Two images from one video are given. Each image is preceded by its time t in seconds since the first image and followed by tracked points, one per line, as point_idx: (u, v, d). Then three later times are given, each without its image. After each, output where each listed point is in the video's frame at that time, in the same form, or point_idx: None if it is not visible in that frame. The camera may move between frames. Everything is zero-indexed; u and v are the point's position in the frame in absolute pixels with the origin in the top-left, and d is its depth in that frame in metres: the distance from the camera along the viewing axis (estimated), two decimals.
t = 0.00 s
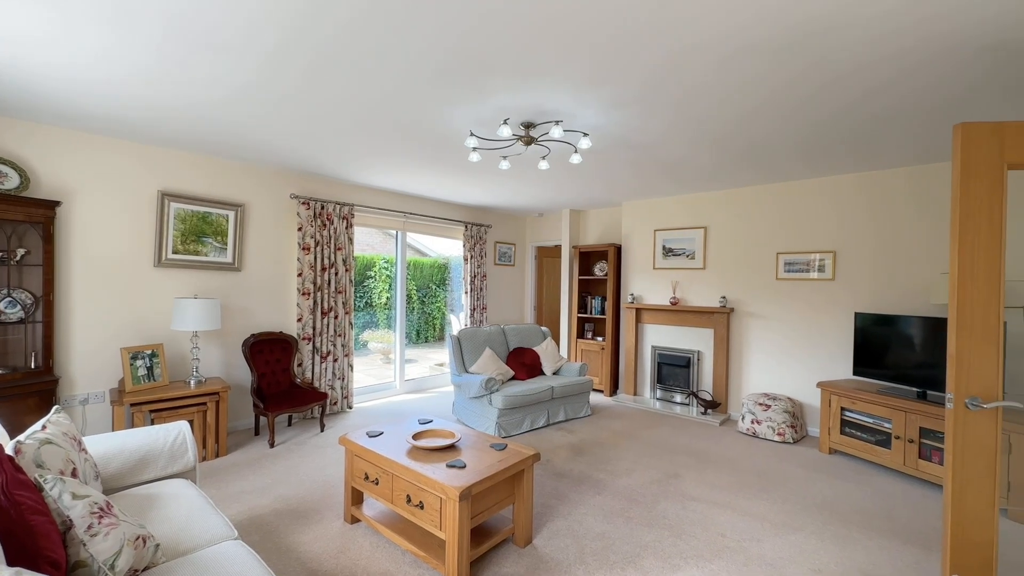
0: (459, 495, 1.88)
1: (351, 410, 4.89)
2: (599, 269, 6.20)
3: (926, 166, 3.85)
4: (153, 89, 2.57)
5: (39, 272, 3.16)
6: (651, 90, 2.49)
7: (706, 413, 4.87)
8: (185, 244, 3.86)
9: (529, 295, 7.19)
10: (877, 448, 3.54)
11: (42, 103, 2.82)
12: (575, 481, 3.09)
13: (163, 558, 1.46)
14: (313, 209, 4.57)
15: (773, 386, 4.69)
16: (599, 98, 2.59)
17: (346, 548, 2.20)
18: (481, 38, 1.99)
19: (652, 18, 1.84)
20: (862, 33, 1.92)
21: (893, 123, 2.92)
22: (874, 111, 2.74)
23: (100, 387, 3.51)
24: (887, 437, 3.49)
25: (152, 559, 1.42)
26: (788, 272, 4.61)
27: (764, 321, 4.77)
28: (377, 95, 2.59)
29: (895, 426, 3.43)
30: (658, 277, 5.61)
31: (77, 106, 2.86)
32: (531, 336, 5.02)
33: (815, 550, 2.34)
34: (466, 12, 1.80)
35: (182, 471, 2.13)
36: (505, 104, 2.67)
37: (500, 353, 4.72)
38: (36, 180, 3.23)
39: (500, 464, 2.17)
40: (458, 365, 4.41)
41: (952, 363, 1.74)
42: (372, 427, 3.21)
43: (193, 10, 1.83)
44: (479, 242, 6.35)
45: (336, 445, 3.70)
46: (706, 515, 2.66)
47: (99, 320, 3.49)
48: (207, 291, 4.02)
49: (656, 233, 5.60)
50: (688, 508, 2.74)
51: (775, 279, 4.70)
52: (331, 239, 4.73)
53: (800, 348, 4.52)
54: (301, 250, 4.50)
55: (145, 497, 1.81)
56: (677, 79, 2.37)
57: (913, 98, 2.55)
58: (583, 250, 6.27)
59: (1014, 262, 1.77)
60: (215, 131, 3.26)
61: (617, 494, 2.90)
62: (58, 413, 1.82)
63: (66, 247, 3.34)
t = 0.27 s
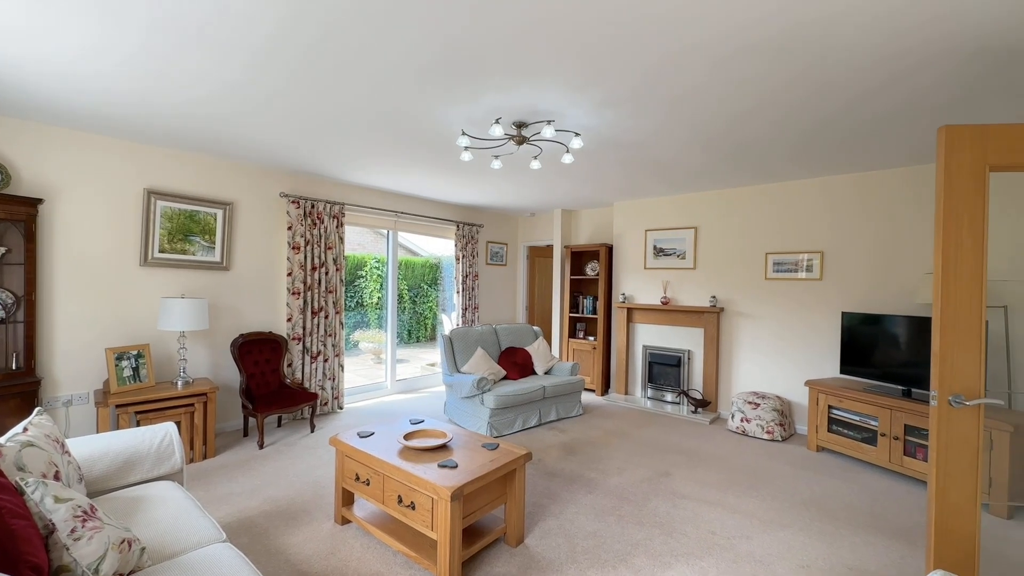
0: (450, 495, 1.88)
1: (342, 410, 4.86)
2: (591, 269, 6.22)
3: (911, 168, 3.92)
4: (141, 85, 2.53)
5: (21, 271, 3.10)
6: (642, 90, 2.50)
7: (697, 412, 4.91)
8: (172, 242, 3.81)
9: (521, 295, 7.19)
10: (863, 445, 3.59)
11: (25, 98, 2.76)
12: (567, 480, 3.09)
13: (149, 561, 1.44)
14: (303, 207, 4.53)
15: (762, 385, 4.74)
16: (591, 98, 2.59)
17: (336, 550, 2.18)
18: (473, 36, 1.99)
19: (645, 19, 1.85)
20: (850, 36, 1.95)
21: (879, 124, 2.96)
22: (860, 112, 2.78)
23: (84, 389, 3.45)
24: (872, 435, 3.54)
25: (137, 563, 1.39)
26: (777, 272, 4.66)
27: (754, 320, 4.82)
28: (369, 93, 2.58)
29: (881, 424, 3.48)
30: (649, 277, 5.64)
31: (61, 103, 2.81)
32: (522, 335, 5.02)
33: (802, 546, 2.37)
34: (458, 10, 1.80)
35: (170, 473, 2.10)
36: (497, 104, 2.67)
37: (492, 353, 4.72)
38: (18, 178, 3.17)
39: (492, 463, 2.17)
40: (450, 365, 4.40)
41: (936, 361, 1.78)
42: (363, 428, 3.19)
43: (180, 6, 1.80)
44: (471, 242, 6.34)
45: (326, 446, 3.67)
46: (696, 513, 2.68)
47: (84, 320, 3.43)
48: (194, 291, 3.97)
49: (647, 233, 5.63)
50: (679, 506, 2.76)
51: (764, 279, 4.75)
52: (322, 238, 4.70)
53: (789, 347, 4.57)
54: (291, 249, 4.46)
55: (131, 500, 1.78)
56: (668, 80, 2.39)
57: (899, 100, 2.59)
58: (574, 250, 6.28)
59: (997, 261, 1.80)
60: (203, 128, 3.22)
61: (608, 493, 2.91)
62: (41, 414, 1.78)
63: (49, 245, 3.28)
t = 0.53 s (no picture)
0: (445, 495, 1.87)
1: (335, 410, 4.83)
2: (586, 269, 6.23)
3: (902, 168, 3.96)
4: (130, 82, 2.50)
5: (9, 270, 3.05)
6: (637, 90, 2.51)
7: (690, 411, 4.93)
8: (163, 242, 3.77)
9: (515, 295, 7.19)
10: (855, 443, 3.62)
11: (13, 96, 2.73)
12: (561, 479, 3.10)
13: (140, 564, 1.42)
14: (296, 207, 4.50)
15: (755, 384, 4.77)
16: (586, 97, 2.59)
17: (330, 551, 2.17)
18: (468, 35, 1.98)
19: (640, 18, 1.85)
20: (842, 36, 1.97)
21: (872, 124, 2.98)
22: (852, 113, 2.80)
23: (73, 390, 3.41)
24: (864, 432, 3.57)
25: (127, 566, 1.38)
26: (770, 272, 4.69)
27: (747, 319, 4.85)
28: (363, 91, 2.57)
29: (872, 422, 3.51)
30: (643, 277, 5.66)
31: (50, 100, 2.78)
32: (517, 335, 5.02)
33: (794, 543, 2.39)
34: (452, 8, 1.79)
35: (161, 475, 2.08)
36: (491, 102, 2.66)
37: (486, 352, 4.71)
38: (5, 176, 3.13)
39: (487, 463, 2.17)
40: (444, 365, 4.39)
41: (926, 359, 1.79)
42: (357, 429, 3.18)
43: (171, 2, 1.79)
44: (465, 241, 6.33)
45: (320, 447, 3.65)
46: (690, 511, 2.69)
47: (73, 320, 3.39)
48: (185, 290, 3.93)
49: (642, 232, 5.65)
50: (673, 504, 2.77)
51: (757, 278, 4.78)
52: (315, 237, 4.67)
53: (781, 346, 4.60)
54: (284, 248, 4.43)
55: (122, 502, 1.76)
56: (662, 80, 2.40)
57: (890, 100, 2.62)
58: (569, 249, 6.29)
59: (985, 261, 1.82)
60: (195, 126, 3.20)
61: (603, 492, 2.91)
62: (29, 416, 1.76)
63: (38, 244, 3.24)
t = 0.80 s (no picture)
0: (442, 496, 1.87)
1: (332, 410, 4.82)
2: (583, 268, 6.23)
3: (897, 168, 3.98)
4: (124, 80, 2.49)
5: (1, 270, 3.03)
6: (634, 89, 2.50)
7: (688, 411, 4.94)
8: (157, 241, 3.75)
9: (512, 294, 7.18)
10: (851, 442, 3.63)
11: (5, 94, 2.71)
12: (559, 479, 3.09)
13: (133, 567, 1.42)
14: (292, 206, 4.48)
15: (752, 383, 4.78)
16: (583, 96, 2.58)
17: (326, 552, 2.17)
18: (465, 33, 1.97)
19: (637, 17, 1.85)
20: (838, 36, 1.97)
21: (868, 124, 2.99)
22: (849, 113, 2.81)
23: (66, 390, 3.38)
24: (860, 432, 3.59)
25: (119, 569, 1.37)
26: (767, 271, 4.70)
27: (744, 319, 4.86)
28: (360, 90, 2.56)
29: (868, 421, 3.53)
30: (641, 276, 5.66)
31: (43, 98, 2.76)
32: (514, 334, 5.01)
33: (791, 543, 2.40)
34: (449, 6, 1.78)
35: (155, 476, 2.07)
36: (488, 102, 2.65)
37: (483, 352, 4.70)
38: None
39: (484, 464, 2.16)
40: (442, 365, 4.38)
41: (924, 358, 1.80)
42: (353, 428, 3.16)
43: None
44: (463, 241, 6.32)
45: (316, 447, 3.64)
46: (687, 511, 2.69)
47: (67, 320, 3.37)
48: (181, 290, 3.91)
49: (639, 232, 5.65)
50: (670, 504, 2.77)
51: (754, 278, 4.79)
52: (311, 236, 4.65)
53: (778, 346, 4.61)
54: (280, 248, 4.41)
55: (115, 504, 1.75)
56: (659, 80, 2.39)
57: (886, 100, 2.62)
58: (566, 249, 6.29)
59: (982, 261, 1.83)
60: (190, 125, 3.18)
61: (600, 492, 2.91)
62: (20, 417, 1.75)
63: (30, 243, 3.22)
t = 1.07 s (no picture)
0: (443, 499, 1.85)
1: (332, 411, 4.80)
2: (584, 268, 6.21)
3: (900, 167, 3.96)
4: (121, 78, 2.47)
5: None
6: (637, 87, 2.48)
7: (689, 411, 4.92)
8: (156, 240, 3.73)
9: (513, 294, 7.17)
10: (855, 443, 3.61)
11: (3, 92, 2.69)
12: (560, 481, 3.08)
13: (128, 572, 1.40)
14: (292, 205, 4.46)
15: (754, 384, 4.76)
16: (585, 94, 2.56)
17: (326, 555, 2.15)
18: (466, 31, 1.95)
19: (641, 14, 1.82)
20: (844, 33, 1.95)
21: (872, 122, 2.97)
22: (853, 111, 2.79)
23: (64, 391, 3.37)
24: (864, 433, 3.57)
25: (114, 575, 1.36)
26: (769, 271, 4.68)
27: (746, 318, 4.84)
28: (360, 88, 2.54)
29: (872, 422, 3.51)
30: (642, 276, 5.64)
31: (40, 96, 2.74)
32: (515, 334, 5.00)
33: (795, 545, 2.38)
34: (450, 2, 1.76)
35: (153, 478, 2.05)
36: (489, 99, 2.63)
37: (484, 352, 4.69)
38: None
39: (485, 466, 2.15)
40: (442, 365, 4.37)
41: (933, 359, 1.79)
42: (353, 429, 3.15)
43: None
44: (463, 240, 6.30)
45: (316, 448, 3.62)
46: (691, 513, 2.68)
47: (65, 320, 3.35)
48: (179, 290, 3.89)
49: (640, 232, 5.63)
50: (673, 506, 2.76)
51: (756, 278, 4.78)
52: (311, 236, 4.63)
53: (781, 346, 4.60)
54: (279, 247, 4.40)
55: (110, 507, 1.73)
56: (663, 77, 2.37)
57: (891, 98, 2.60)
58: (567, 248, 6.28)
59: (990, 261, 1.81)
60: (189, 124, 3.16)
61: (602, 494, 2.89)
62: (15, 419, 1.73)
63: (27, 243, 3.20)
